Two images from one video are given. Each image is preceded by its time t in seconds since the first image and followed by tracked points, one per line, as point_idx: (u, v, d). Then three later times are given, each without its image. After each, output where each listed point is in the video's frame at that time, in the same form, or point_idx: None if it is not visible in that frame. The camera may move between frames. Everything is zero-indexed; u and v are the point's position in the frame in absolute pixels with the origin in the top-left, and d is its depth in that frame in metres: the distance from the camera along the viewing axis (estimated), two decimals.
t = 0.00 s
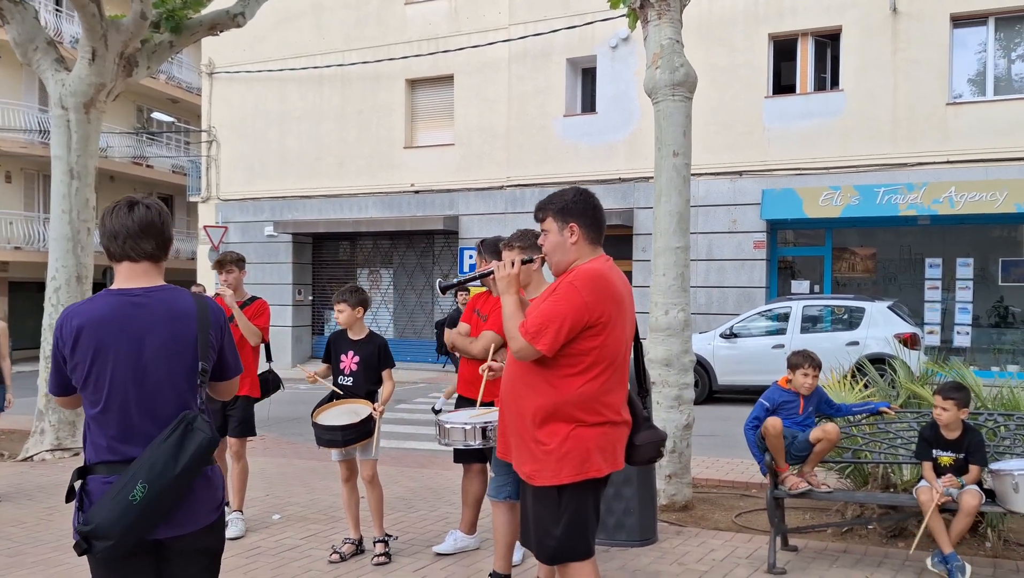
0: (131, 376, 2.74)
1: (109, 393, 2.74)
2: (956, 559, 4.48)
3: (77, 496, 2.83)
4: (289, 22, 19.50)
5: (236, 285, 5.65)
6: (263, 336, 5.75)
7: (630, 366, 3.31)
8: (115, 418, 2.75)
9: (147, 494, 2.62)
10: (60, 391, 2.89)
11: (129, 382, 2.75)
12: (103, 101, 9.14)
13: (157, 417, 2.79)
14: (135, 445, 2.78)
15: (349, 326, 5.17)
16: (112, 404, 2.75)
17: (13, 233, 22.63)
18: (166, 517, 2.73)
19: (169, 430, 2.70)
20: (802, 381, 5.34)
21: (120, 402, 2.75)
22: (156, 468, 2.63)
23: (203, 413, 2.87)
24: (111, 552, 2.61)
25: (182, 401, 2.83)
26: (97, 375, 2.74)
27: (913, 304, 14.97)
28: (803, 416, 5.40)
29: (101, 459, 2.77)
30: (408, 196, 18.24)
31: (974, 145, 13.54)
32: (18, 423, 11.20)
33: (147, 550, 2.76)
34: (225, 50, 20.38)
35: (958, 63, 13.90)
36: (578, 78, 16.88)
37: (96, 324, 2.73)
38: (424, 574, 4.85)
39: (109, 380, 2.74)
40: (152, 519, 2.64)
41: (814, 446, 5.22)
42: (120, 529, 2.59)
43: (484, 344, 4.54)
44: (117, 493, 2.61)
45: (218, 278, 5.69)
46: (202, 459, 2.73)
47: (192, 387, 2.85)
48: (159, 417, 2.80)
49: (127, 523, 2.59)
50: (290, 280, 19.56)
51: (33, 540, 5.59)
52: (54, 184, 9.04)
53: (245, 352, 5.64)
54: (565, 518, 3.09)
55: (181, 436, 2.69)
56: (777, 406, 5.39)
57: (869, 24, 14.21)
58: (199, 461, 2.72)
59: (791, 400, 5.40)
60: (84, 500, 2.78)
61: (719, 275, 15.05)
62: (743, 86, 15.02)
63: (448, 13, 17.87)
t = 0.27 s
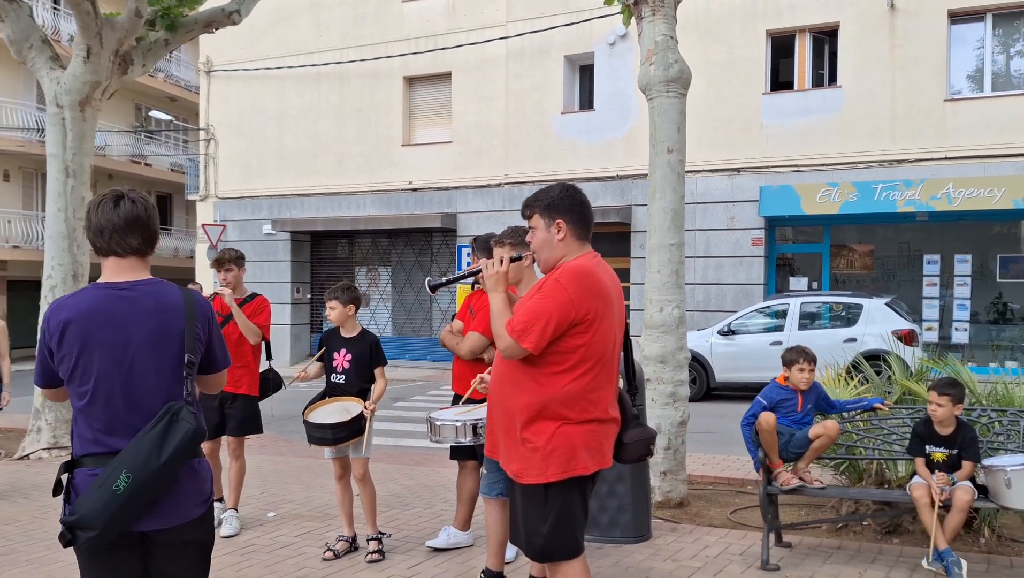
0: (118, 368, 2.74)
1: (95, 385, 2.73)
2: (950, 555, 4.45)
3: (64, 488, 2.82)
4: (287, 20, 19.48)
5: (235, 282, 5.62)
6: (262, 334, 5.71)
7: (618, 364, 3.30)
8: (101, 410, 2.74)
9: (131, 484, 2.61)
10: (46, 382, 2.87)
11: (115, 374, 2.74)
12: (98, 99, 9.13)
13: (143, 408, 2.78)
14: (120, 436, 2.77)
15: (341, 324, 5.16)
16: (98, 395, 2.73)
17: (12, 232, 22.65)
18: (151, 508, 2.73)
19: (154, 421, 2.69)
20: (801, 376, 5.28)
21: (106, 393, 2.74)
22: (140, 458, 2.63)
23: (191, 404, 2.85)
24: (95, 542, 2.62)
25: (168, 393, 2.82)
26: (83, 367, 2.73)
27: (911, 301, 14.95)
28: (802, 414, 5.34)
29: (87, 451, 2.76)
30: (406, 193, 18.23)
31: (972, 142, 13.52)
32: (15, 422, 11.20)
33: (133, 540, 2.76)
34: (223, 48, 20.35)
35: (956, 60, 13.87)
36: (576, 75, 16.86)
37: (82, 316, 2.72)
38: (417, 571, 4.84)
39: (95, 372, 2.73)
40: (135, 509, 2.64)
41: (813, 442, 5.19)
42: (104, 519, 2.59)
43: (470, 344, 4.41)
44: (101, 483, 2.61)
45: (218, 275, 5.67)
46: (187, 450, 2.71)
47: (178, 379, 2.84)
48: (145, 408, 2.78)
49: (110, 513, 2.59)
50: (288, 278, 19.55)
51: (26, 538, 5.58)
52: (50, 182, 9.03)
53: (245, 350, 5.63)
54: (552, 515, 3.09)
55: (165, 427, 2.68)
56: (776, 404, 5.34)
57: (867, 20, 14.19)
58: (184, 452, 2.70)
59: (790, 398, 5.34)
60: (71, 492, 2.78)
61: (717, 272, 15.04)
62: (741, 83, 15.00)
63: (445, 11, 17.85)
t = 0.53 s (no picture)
0: (116, 371, 2.75)
1: (94, 388, 2.74)
2: (948, 553, 4.42)
3: (66, 490, 2.85)
4: (285, 19, 19.48)
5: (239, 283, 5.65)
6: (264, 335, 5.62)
7: (615, 362, 3.32)
8: (101, 412, 2.76)
9: (129, 488, 2.63)
10: (48, 386, 2.89)
11: (114, 377, 2.75)
12: (98, 100, 9.14)
13: (142, 412, 2.79)
14: (120, 439, 2.78)
15: (341, 323, 5.18)
16: (97, 398, 2.75)
17: (12, 232, 22.68)
18: (151, 512, 2.75)
19: (153, 425, 2.70)
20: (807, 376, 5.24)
21: (105, 396, 2.75)
22: (138, 463, 2.64)
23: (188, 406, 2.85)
24: (95, 545, 2.65)
25: (167, 396, 2.83)
26: (82, 370, 2.75)
27: (911, 298, 14.96)
28: (807, 415, 5.33)
29: (87, 454, 2.78)
30: (406, 193, 18.24)
31: (971, 139, 13.52)
32: (16, 422, 11.22)
33: (134, 544, 2.78)
34: (222, 48, 20.36)
35: (955, 57, 13.87)
36: (575, 74, 16.87)
37: (81, 320, 2.74)
38: (417, 570, 4.86)
39: (94, 375, 2.74)
40: (134, 513, 2.66)
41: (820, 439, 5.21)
42: (103, 522, 2.61)
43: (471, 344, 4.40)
44: (100, 487, 2.63)
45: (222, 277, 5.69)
46: (186, 453, 2.73)
47: (177, 382, 2.85)
48: (144, 411, 2.79)
49: (109, 517, 2.62)
50: (288, 277, 19.56)
51: (28, 538, 5.59)
52: (50, 184, 9.04)
53: (245, 351, 5.65)
54: (550, 515, 3.10)
55: (165, 430, 2.70)
56: (782, 404, 5.31)
57: (866, 18, 14.19)
58: (182, 457, 2.72)
59: (796, 399, 5.32)
60: (72, 495, 2.81)
61: (716, 270, 15.04)
62: (740, 81, 15.00)
63: (444, 10, 17.86)
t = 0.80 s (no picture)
0: (117, 368, 2.76)
1: (95, 384, 2.76)
2: (949, 549, 4.41)
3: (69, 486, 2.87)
4: (285, 19, 19.49)
5: (241, 281, 5.64)
6: (265, 334, 5.65)
7: (615, 360, 3.32)
8: (101, 409, 2.77)
9: (127, 483, 2.64)
10: (51, 381, 2.90)
11: (115, 374, 2.76)
12: (99, 100, 9.14)
13: (143, 408, 2.79)
14: (121, 436, 2.79)
15: (345, 322, 5.18)
16: (98, 395, 2.76)
17: (13, 233, 22.70)
18: (150, 508, 2.75)
19: (152, 421, 2.70)
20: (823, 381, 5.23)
21: (106, 392, 2.76)
22: (136, 458, 2.64)
23: (189, 402, 2.83)
24: (94, 540, 2.67)
25: (168, 392, 2.83)
26: (84, 366, 2.76)
27: (912, 296, 14.96)
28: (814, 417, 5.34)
29: (89, 450, 2.79)
30: (406, 192, 18.25)
31: (972, 136, 13.52)
32: (18, 423, 11.25)
33: (135, 540, 2.79)
34: (222, 48, 20.37)
35: (955, 54, 13.86)
36: (575, 72, 16.86)
37: (82, 317, 2.76)
38: (420, 568, 4.87)
39: (95, 371, 2.76)
40: (133, 508, 2.66)
41: (822, 434, 5.29)
42: (101, 517, 2.63)
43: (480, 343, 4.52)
44: (99, 482, 2.65)
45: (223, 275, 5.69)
46: (184, 449, 2.71)
47: (178, 378, 2.84)
48: (144, 407, 2.80)
49: (107, 512, 2.63)
50: (289, 277, 19.57)
51: (32, 538, 5.61)
52: (51, 184, 9.05)
53: (247, 351, 5.64)
54: (552, 512, 3.11)
55: (163, 426, 2.69)
56: (794, 406, 5.29)
57: (866, 15, 14.18)
58: (181, 453, 2.70)
59: (807, 403, 5.30)
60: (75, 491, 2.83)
61: (718, 268, 15.05)
62: (740, 79, 15.00)
63: (444, 9, 17.86)
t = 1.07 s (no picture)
0: (114, 370, 2.76)
1: (92, 386, 2.76)
2: (950, 545, 4.39)
3: (67, 488, 2.87)
4: (285, 18, 19.48)
5: (241, 281, 5.65)
6: (264, 333, 5.65)
7: (615, 358, 3.32)
8: (98, 411, 2.77)
9: (122, 484, 2.64)
10: (49, 382, 2.90)
11: (112, 375, 2.76)
12: (99, 100, 9.14)
13: (140, 410, 2.80)
14: (118, 438, 2.79)
15: (346, 322, 5.18)
16: (95, 397, 2.76)
17: (14, 234, 22.72)
18: (146, 510, 2.75)
19: (148, 422, 2.71)
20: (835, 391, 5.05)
21: (103, 394, 2.76)
22: (131, 460, 2.65)
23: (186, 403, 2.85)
24: (89, 542, 2.65)
25: (165, 394, 2.83)
26: (81, 368, 2.76)
27: (913, 292, 14.95)
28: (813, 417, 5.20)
29: (86, 453, 2.79)
30: (407, 190, 18.25)
31: (972, 133, 13.50)
32: (20, 423, 11.26)
33: (132, 542, 2.79)
34: (222, 47, 20.37)
35: (956, 50, 13.84)
36: (575, 70, 16.86)
37: (80, 318, 2.76)
38: (422, 567, 4.88)
39: (92, 373, 2.76)
40: (128, 510, 2.66)
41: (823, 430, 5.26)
42: (96, 518, 2.62)
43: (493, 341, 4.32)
44: (94, 483, 2.65)
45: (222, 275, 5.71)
46: (180, 451, 2.71)
47: (175, 380, 2.84)
48: (140, 409, 2.80)
49: (103, 513, 2.62)
50: (290, 276, 19.58)
51: (35, 538, 5.62)
52: (51, 184, 9.04)
53: (246, 350, 5.64)
54: (552, 511, 3.11)
55: (160, 427, 2.69)
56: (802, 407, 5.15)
57: (866, 12, 14.17)
58: (176, 454, 2.70)
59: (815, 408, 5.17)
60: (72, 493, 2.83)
61: (718, 266, 15.05)
62: (740, 76, 14.99)
63: (444, 8, 17.86)
